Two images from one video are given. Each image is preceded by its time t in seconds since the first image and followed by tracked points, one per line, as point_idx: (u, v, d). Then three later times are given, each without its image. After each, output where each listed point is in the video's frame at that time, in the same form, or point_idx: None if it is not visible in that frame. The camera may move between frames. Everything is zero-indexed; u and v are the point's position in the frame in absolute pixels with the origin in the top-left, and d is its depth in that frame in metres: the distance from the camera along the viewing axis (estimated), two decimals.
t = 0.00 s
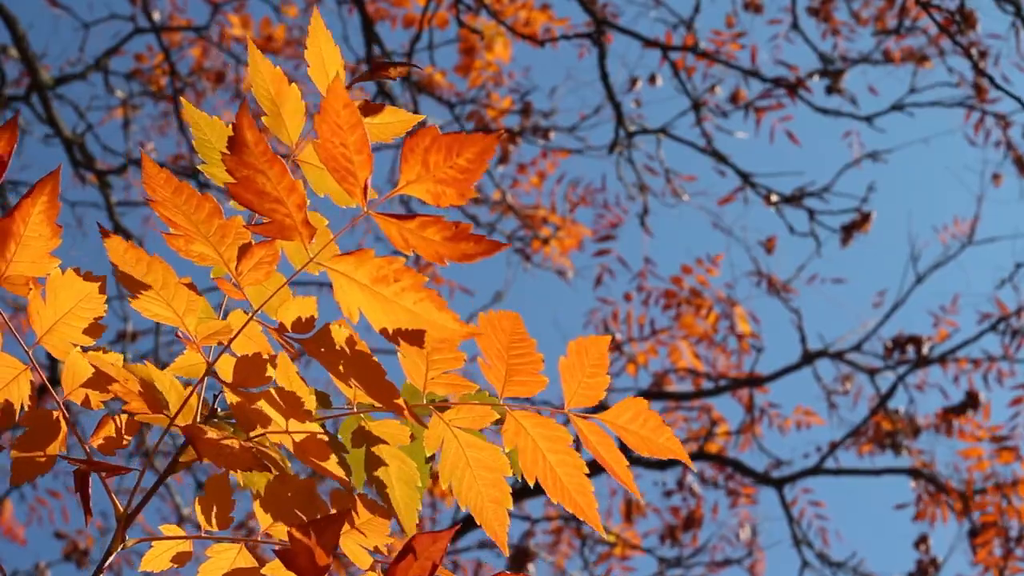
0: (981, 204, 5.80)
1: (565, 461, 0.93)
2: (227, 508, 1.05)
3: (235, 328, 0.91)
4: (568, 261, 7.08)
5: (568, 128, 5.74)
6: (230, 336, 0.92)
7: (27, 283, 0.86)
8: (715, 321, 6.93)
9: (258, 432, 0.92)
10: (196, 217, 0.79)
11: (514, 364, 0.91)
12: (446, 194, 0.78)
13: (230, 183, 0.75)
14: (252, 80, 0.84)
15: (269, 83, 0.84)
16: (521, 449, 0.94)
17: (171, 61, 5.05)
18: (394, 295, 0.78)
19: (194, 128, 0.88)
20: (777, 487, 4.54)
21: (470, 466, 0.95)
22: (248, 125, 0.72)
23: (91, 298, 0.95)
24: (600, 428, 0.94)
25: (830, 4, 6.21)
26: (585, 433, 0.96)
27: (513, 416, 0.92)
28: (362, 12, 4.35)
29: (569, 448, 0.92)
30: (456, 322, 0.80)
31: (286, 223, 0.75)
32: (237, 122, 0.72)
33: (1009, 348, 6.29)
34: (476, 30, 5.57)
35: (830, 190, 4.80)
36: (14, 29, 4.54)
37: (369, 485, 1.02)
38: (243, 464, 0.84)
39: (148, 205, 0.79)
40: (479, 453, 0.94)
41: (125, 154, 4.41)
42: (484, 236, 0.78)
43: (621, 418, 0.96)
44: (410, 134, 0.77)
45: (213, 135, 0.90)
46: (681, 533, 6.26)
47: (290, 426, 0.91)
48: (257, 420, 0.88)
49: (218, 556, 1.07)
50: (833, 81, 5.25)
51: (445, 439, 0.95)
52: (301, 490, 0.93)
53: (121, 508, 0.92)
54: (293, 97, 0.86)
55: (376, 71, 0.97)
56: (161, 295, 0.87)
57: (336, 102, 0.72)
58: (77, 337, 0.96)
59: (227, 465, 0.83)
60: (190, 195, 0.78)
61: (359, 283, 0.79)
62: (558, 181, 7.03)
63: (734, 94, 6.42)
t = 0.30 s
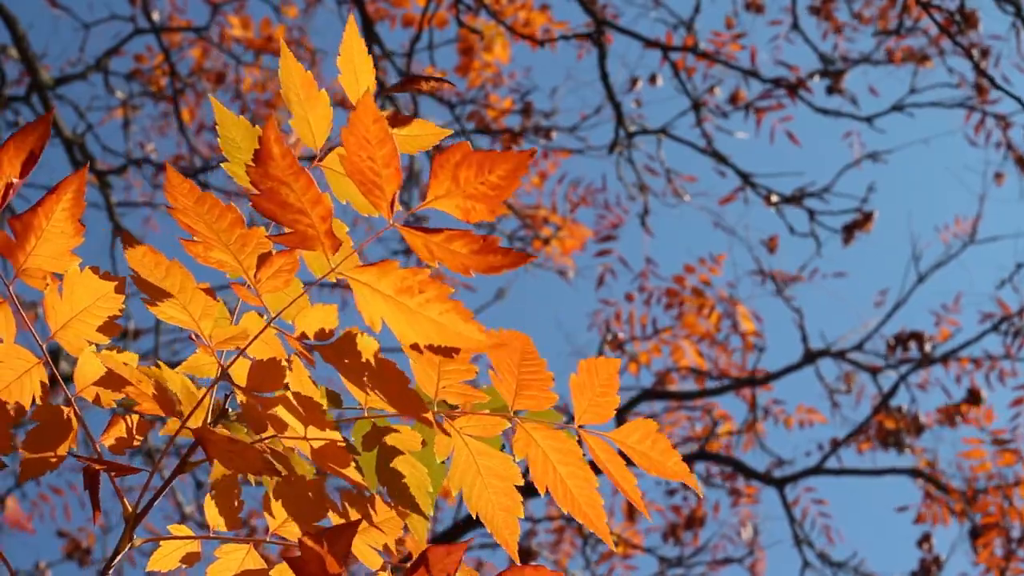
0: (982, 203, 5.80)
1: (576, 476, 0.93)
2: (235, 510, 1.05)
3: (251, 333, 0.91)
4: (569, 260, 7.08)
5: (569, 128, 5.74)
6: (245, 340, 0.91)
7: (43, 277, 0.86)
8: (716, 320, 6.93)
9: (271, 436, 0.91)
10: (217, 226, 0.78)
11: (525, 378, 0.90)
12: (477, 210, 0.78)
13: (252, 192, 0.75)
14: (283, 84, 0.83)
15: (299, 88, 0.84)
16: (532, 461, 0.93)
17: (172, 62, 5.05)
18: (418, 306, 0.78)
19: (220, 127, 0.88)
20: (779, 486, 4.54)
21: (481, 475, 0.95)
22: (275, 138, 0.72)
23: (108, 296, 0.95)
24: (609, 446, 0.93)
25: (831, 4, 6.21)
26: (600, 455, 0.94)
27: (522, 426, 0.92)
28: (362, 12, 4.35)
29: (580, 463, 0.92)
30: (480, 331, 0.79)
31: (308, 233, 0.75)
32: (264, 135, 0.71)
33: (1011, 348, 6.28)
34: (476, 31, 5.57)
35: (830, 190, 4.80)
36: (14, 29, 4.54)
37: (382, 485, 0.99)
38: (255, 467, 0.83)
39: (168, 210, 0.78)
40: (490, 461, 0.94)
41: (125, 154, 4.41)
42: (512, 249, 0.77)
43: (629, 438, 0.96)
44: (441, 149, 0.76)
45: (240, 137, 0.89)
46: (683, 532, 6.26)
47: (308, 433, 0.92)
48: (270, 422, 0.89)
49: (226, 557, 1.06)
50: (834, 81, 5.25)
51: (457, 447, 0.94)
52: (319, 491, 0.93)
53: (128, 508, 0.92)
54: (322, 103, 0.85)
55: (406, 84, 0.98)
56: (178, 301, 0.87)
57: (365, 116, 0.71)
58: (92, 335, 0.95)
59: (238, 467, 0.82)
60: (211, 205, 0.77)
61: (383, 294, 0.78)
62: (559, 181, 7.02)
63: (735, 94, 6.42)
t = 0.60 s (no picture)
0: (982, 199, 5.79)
1: (569, 463, 0.93)
2: (228, 505, 1.05)
3: (236, 322, 0.92)
4: (570, 258, 7.08)
5: (569, 126, 5.74)
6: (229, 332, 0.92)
7: (31, 277, 0.87)
8: (716, 318, 6.93)
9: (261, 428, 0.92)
10: (192, 214, 0.79)
11: (520, 360, 0.91)
12: (442, 181, 0.78)
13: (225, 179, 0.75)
14: (254, 74, 0.84)
15: (269, 78, 0.85)
16: (525, 449, 0.94)
17: (172, 61, 5.05)
18: (393, 285, 0.78)
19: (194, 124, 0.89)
20: (778, 483, 4.54)
21: (473, 462, 0.96)
22: (242, 121, 0.72)
23: (95, 293, 0.95)
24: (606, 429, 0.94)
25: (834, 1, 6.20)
26: (591, 434, 0.96)
27: (516, 413, 0.92)
28: (363, 10, 4.35)
29: (573, 449, 0.93)
30: (456, 308, 0.80)
31: (282, 216, 0.75)
32: (230, 118, 0.71)
33: (1011, 344, 6.28)
34: (477, 28, 5.57)
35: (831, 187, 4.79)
36: (15, 28, 4.54)
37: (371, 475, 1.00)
38: (246, 455, 0.84)
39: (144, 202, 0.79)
40: (483, 449, 0.95)
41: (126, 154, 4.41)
42: (483, 223, 0.78)
43: (629, 420, 0.96)
44: (404, 123, 0.76)
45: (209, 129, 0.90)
46: (682, 529, 6.27)
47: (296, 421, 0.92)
48: (260, 413, 0.90)
49: (219, 553, 1.07)
50: (835, 77, 5.24)
51: (448, 435, 0.95)
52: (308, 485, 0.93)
53: (121, 504, 0.93)
54: (292, 90, 0.86)
55: (371, 66, 0.99)
56: (157, 293, 0.87)
57: (329, 92, 0.72)
58: (81, 332, 0.96)
59: (233, 457, 0.83)
60: (185, 193, 0.78)
61: (358, 275, 0.79)
62: (560, 179, 7.02)
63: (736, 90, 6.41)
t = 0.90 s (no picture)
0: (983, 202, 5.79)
1: (563, 476, 0.93)
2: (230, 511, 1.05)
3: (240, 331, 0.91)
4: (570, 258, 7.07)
5: (569, 126, 5.74)
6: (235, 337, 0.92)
7: (34, 282, 0.87)
8: (716, 319, 6.93)
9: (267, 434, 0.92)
10: (202, 222, 0.79)
11: (516, 370, 0.91)
12: (455, 200, 0.78)
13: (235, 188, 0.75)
14: (252, 79, 0.84)
15: (268, 83, 0.85)
16: (521, 461, 0.93)
17: (173, 60, 5.04)
18: (402, 298, 0.78)
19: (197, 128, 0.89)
20: (779, 485, 4.54)
21: (471, 473, 0.95)
22: (253, 131, 0.72)
23: (98, 298, 0.95)
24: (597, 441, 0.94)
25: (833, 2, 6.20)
26: (584, 446, 0.95)
27: (515, 426, 0.92)
28: (364, 10, 4.34)
29: (567, 461, 0.92)
30: (464, 323, 0.80)
31: (292, 227, 0.75)
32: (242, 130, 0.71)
33: (1011, 346, 6.28)
34: (477, 28, 5.56)
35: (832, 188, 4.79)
36: (15, 27, 4.54)
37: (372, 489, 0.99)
38: (249, 463, 0.83)
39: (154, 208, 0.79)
40: (480, 459, 0.95)
41: (126, 153, 4.41)
42: (493, 240, 0.78)
43: (619, 433, 0.96)
44: (419, 141, 0.76)
45: (215, 136, 0.90)
46: (682, 530, 6.27)
47: (302, 430, 0.92)
48: (264, 420, 0.89)
49: (222, 557, 1.07)
50: (835, 79, 5.24)
51: (448, 444, 0.95)
52: (309, 493, 0.93)
53: (123, 508, 0.93)
54: (292, 94, 0.86)
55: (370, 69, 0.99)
56: (165, 298, 0.87)
57: (343, 107, 0.71)
58: (84, 337, 0.96)
59: (234, 464, 0.82)
60: (195, 201, 0.78)
61: (368, 287, 0.78)
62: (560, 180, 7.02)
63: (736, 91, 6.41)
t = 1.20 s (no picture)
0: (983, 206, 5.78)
1: (531, 447, 0.92)
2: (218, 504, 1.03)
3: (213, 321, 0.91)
4: (569, 260, 7.06)
5: (568, 129, 5.74)
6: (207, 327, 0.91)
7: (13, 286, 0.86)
8: (717, 323, 6.93)
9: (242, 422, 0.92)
10: (163, 212, 0.78)
11: (480, 338, 0.91)
12: (406, 179, 0.77)
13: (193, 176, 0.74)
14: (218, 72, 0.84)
15: (229, 74, 0.84)
16: (493, 436, 0.93)
17: (171, 62, 5.04)
18: (362, 281, 0.78)
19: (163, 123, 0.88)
20: (779, 488, 4.53)
21: (447, 453, 0.94)
22: (206, 116, 0.70)
23: (77, 296, 0.95)
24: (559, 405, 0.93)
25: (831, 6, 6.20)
26: (551, 415, 0.95)
27: (485, 399, 0.92)
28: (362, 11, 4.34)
29: (536, 432, 0.92)
30: (423, 304, 0.81)
31: (253, 213, 0.75)
32: (196, 112, 0.70)
33: (1012, 350, 6.28)
34: (475, 30, 5.56)
35: (830, 191, 4.79)
36: (14, 29, 4.54)
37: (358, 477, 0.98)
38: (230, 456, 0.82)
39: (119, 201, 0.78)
40: (456, 439, 0.94)
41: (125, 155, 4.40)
42: (447, 221, 0.77)
43: (581, 394, 0.96)
44: (367, 121, 0.75)
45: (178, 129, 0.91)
46: (683, 533, 6.25)
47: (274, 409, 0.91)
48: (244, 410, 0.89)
49: (214, 554, 1.06)
50: (834, 82, 5.24)
51: (425, 430, 0.94)
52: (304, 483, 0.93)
53: (111, 506, 0.92)
54: (256, 88, 0.84)
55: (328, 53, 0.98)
56: (136, 290, 0.86)
57: (295, 87, 0.71)
58: (66, 337, 0.95)
59: (215, 458, 0.82)
60: (155, 190, 0.77)
61: (328, 271, 0.78)
62: (558, 182, 7.01)
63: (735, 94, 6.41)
